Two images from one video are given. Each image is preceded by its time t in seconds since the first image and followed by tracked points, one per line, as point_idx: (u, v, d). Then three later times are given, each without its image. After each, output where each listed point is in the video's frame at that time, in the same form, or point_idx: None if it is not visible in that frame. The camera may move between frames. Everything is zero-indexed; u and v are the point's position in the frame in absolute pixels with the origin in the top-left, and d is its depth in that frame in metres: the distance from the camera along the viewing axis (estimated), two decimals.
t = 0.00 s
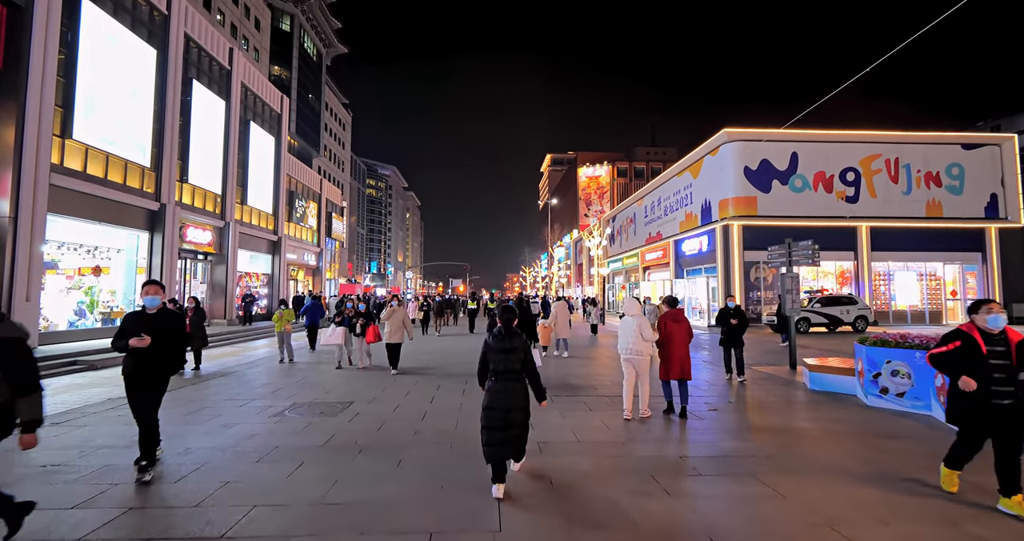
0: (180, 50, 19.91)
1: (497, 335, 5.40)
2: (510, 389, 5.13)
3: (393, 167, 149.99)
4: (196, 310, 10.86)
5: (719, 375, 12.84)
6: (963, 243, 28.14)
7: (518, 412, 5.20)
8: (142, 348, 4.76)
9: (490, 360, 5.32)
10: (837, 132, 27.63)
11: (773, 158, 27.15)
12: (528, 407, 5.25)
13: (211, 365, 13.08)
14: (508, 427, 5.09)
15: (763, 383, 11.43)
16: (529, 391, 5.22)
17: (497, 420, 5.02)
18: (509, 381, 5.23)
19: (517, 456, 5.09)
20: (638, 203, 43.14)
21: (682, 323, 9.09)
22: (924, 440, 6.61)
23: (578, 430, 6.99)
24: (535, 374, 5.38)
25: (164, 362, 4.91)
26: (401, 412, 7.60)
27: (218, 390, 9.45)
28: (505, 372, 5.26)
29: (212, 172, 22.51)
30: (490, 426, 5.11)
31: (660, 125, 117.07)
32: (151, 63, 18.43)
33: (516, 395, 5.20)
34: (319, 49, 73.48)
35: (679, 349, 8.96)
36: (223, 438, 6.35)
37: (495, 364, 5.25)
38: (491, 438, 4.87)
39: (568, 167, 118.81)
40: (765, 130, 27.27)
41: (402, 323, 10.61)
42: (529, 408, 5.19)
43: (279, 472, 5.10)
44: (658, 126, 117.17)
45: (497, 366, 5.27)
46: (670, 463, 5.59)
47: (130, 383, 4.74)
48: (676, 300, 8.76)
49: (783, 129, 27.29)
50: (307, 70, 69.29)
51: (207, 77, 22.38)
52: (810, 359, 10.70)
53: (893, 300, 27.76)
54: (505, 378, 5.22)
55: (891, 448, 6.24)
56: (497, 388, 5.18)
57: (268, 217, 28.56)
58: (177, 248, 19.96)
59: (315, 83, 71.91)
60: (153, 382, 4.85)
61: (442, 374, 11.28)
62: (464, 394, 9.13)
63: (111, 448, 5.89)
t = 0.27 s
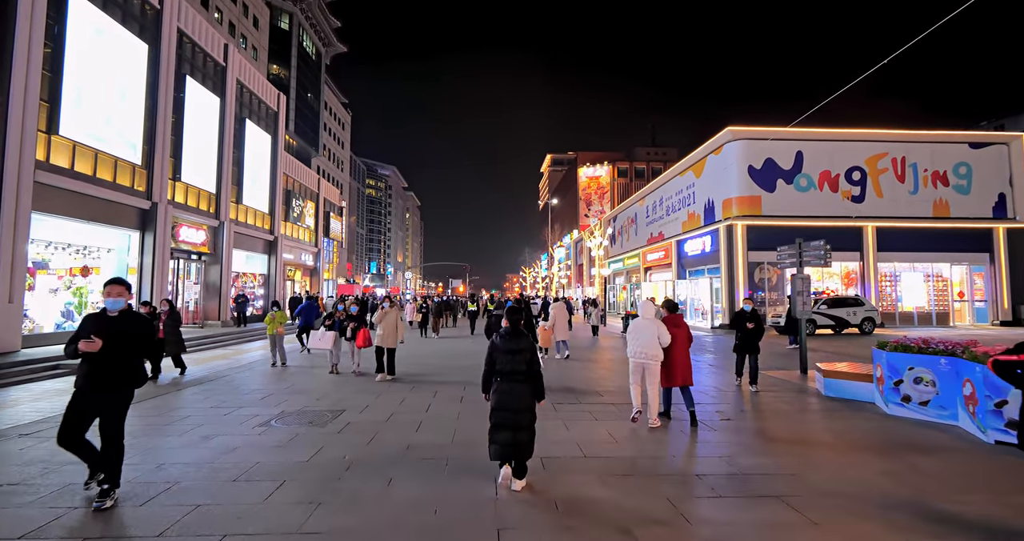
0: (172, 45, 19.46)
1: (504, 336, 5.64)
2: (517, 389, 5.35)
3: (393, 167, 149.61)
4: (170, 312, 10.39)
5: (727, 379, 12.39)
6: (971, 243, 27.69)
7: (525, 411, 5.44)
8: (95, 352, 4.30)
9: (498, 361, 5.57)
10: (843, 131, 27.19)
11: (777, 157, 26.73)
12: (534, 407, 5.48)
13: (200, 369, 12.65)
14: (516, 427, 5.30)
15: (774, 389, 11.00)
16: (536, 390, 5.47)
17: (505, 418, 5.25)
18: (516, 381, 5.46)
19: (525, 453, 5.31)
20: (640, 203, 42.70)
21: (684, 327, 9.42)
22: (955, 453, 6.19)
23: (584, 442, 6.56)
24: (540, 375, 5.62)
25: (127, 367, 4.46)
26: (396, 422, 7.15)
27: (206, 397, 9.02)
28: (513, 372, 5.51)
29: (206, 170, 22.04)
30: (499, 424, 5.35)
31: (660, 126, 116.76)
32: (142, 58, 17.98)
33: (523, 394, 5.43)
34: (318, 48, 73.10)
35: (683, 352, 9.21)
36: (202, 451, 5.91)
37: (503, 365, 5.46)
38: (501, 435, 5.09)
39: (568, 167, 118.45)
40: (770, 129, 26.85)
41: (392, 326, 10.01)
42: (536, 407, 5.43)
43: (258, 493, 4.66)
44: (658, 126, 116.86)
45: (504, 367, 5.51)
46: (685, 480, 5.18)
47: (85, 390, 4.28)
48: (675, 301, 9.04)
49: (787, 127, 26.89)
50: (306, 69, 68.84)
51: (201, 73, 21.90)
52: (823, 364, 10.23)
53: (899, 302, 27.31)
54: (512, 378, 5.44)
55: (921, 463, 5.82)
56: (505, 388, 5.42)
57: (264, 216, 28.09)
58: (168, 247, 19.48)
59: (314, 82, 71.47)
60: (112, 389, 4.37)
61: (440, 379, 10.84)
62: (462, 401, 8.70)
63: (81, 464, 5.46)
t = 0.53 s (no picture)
0: (164, 38, 18.97)
1: (505, 337, 5.55)
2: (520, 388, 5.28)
3: (392, 167, 149.22)
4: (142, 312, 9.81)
5: (735, 382, 11.93)
6: (977, 243, 27.29)
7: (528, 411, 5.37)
8: (29, 359, 3.82)
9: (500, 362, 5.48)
10: (848, 128, 26.76)
11: (781, 155, 26.33)
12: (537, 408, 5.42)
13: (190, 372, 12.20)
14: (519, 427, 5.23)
15: (786, 391, 10.56)
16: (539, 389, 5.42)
17: (511, 418, 5.18)
18: (518, 382, 5.38)
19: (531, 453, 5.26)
20: (640, 202, 42.29)
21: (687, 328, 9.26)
22: (990, 465, 5.75)
23: (590, 451, 6.10)
24: (542, 376, 5.55)
25: (71, 371, 4.00)
26: (388, 430, 6.65)
27: (191, 402, 8.53)
28: (515, 373, 5.43)
29: (198, 166, 21.54)
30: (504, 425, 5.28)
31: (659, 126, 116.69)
32: (132, 50, 17.49)
33: (525, 395, 5.38)
34: (316, 46, 72.66)
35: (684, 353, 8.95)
36: (177, 463, 5.43)
37: (506, 366, 5.37)
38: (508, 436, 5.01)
39: (567, 167, 118.13)
40: (774, 126, 26.42)
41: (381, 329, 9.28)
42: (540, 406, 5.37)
43: (233, 512, 4.20)
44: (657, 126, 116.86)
45: (507, 368, 5.43)
46: (704, 495, 4.75)
47: (22, 401, 3.80)
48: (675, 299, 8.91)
49: (792, 125, 26.46)
50: (304, 68, 68.30)
51: (193, 67, 21.40)
52: (838, 366, 9.78)
53: (904, 302, 26.91)
54: (514, 379, 5.37)
55: (957, 478, 5.38)
56: (509, 388, 5.35)
57: (260, 214, 27.60)
58: (159, 244, 18.96)
59: (312, 81, 70.94)
60: (55, 397, 3.91)
61: (436, 383, 10.38)
62: (459, 407, 8.22)
63: (40, 477, 4.98)
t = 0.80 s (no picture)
0: (156, 32, 18.50)
1: (506, 336, 5.80)
2: (518, 386, 5.49)
3: (392, 167, 148.86)
4: (113, 318, 9.24)
5: (744, 387, 11.45)
6: (985, 242, 26.82)
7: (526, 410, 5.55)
8: None
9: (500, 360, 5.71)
10: (853, 126, 26.33)
11: (785, 153, 25.88)
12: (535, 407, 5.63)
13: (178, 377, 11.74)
14: (516, 424, 5.42)
15: (798, 396, 10.12)
16: (536, 390, 5.61)
17: (506, 415, 5.40)
18: (517, 381, 5.60)
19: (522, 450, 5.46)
20: (642, 202, 41.83)
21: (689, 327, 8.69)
22: None
23: (596, 466, 5.64)
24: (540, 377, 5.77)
25: None
26: (378, 444, 6.17)
27: (171, 410, 8.06)
28: (514, 371, 5.67)
29: (191, 164, 21.09)
30: (498, 422, 5.49)
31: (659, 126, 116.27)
32: (122, 44, 17.03)
33: (524, 393, 5.58)
34: (315, 45, 72.24)
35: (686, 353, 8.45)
36: (145, 480, 4.95)
37: (506, 364, 5.62)
38: (501, 432, 5.22)
39: (567, 167, 117.67)
40: (778, 124, 25.98)
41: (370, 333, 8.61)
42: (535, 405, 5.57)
43: None
44: (657, 126, 116.45)
45: (506, 366, 5.66)
46: (724, 516, 4.31)
47: None
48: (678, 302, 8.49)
49: (796, 122, 26.02)
50: (303, 67, 67.87)
51: (186, 63, 20.92)
52: (854, 371, 9.31)
53: (911, 302, 26.43)
54: (514, 377, 5.59)
55: (997, 494, 4.95)
56: (507, 386, 5.56)
57: (255, 214, 27.12)
58: (151, 244, 18.50)
59: (311, 80, 70.49)
60: None
61: (432, 389, 9.90)
62: (456, 417, 7.74)
63: None
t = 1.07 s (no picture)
0: (146, 25, 18.02)
1: (508, 336, 5.67)
2: (517, 388, 5.43)
3: (392, 166, 148.48)
4: (75, 319, 8.80)
5: (753, 389, 10.96)
6: (993, 240, 26.36)
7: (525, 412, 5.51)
8: None
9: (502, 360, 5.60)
10: (860, 122, 25.86)
11: (790, 150, 25.39)
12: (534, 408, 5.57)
13: (163, 379, 11.26)
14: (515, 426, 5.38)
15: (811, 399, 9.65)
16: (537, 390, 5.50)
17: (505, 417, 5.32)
18: (517, 382, 5.52)
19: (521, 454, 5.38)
20: (643, 200, 41.36)
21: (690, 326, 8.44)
22: None
23: (604, 481, 5.15)
24: (541, 378, 5.67)
25: None
26: (367, 455, 5.64)
27: (149, 416, 7.59)
28: (514, 371, 5.56)
29: (184, 161, 20.62)
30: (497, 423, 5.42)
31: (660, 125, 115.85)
32: (110, 37, 16.55)
33: (523, 394, 5.51)
34: (313, 43, 71.81)
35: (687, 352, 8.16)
36: (105, 497, 4.47)
37: (505, 365, 5.52)
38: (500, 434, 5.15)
39: (568, 166, 117.22)
40: (783, 120, 25.50)
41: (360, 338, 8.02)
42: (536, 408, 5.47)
43: None
44: (658, 126, 116.03)
45: (507, 366, 5.56)
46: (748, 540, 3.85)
47: None
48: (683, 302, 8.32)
49: (801, 118, 25.54)
50: (301, 65, 67.41)
51: (178, 57, 20.43)
52: (873, 374, 8.83)
53: (918, 301, 25.96)
54: (513, 379, 5.51)
55: None
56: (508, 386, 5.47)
57: (250, 212, 26.66)
58: (141, 242, 18.04)
59: (309, 79, 70.04)
60: None
61: (427, 392, 9.41)
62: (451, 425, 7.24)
63: None
